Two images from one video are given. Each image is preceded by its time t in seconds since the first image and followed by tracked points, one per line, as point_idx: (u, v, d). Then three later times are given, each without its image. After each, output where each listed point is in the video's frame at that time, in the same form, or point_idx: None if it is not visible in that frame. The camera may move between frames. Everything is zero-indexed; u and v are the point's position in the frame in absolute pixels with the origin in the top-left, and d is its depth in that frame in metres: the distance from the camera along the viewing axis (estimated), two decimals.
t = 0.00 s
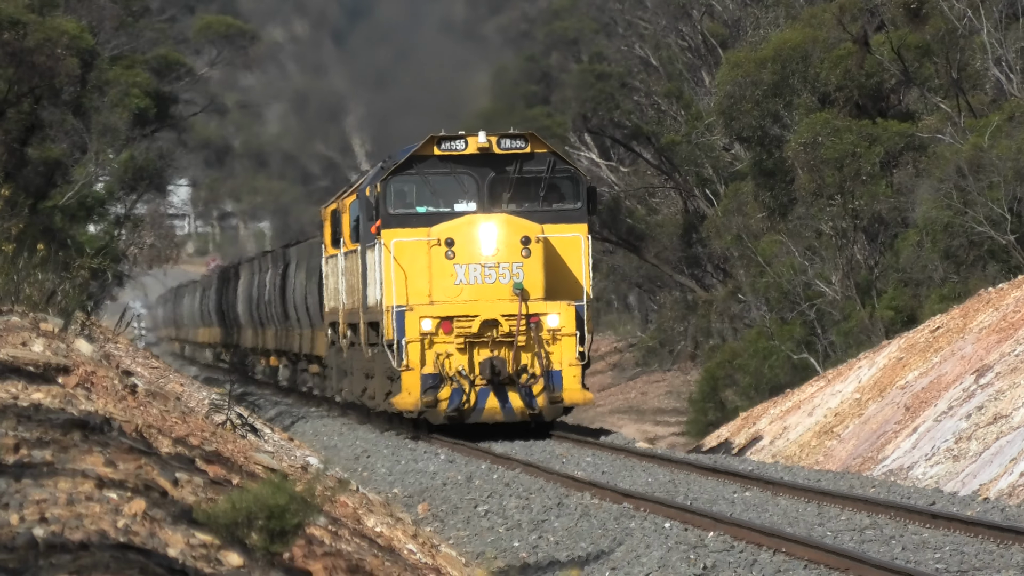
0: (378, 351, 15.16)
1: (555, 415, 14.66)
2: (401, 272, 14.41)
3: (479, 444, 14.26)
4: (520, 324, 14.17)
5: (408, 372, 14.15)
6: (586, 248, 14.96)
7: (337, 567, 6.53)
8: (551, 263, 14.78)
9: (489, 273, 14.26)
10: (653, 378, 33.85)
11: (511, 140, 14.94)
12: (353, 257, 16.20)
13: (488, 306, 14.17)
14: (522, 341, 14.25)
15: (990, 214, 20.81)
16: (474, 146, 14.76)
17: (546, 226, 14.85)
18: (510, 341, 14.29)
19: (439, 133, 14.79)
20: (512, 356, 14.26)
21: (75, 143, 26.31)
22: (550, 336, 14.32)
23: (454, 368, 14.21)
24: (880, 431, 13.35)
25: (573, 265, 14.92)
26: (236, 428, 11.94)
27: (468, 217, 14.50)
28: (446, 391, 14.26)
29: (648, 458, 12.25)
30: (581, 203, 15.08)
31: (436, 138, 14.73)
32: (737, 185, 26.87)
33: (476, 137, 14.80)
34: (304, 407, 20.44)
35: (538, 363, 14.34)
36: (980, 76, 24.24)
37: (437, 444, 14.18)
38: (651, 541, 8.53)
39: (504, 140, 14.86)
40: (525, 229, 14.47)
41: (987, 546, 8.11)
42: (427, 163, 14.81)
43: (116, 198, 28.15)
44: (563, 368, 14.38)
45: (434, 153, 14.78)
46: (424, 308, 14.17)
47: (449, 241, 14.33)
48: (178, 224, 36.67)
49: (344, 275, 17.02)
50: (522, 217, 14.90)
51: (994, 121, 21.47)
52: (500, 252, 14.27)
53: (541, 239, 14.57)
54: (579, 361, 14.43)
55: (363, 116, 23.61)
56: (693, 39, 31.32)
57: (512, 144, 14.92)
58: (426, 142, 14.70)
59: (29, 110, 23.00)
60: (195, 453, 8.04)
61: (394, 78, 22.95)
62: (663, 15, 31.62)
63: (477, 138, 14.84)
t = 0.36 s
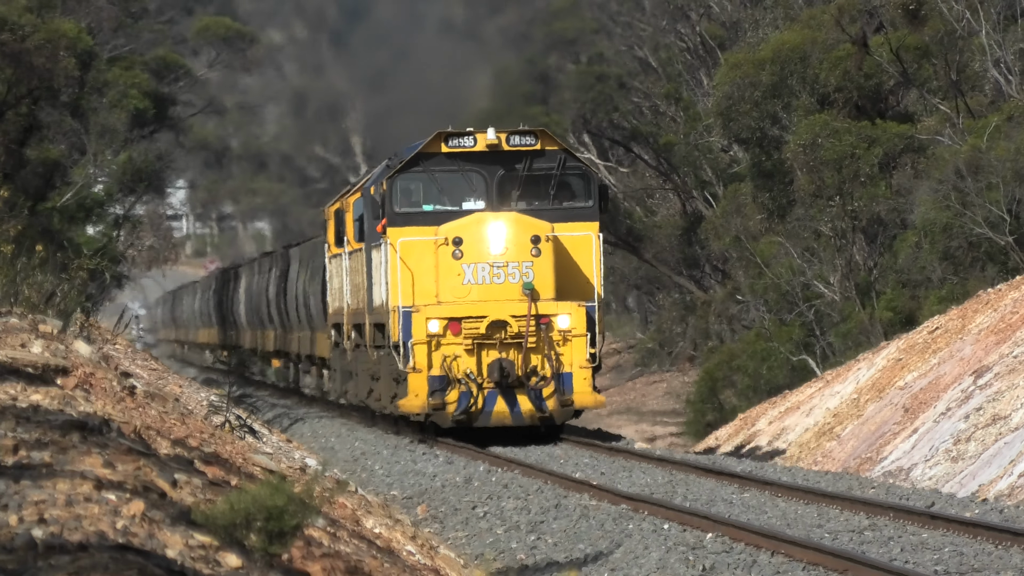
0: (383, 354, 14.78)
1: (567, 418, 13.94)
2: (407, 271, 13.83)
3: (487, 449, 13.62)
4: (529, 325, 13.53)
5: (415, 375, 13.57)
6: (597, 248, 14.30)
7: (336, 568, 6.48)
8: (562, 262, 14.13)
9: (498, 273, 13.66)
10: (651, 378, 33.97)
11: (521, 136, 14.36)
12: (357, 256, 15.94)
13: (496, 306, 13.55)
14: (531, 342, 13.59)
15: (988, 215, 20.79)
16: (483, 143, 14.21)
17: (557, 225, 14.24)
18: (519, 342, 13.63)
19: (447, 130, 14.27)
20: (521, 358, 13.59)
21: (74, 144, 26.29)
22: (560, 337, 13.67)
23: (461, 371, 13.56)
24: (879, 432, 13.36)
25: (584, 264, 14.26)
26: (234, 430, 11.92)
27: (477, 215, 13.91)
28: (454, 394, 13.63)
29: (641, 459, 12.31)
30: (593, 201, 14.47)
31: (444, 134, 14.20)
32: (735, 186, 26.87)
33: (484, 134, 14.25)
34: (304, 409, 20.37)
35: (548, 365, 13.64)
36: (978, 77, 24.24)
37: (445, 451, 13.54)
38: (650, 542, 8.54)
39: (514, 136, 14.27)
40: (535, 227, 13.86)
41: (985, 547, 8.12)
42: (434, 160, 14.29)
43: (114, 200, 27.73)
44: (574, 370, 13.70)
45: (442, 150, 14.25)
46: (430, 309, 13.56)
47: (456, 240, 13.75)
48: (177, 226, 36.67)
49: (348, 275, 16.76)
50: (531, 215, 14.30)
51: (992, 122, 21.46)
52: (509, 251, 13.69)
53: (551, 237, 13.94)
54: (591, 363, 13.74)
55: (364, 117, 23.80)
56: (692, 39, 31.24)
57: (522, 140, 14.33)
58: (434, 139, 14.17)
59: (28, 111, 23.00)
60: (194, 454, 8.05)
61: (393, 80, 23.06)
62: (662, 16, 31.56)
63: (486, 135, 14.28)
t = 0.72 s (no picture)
0: (390, 354, 14.50)
1: (578, 420, 13.73)
2: (415, 270, 13.64)
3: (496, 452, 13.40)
4: (540, 325, 13.31)
5: (423, 375, 13.29)
6: (609, 245, 14.12)
7: (335, 568, 6.48)
8: (573, 260, 13.96)
9: (507, 271, 13.49)
10: (650, 378, 34.07)
11: (530, 130, 14.08)
12: (362, 255, 15.73)
13: (506, 305, 13.33)
14: (542, 342, 13.37)
15: (987, 215, 20.79)
16: (491, 138, 13.97)
17: (567, 222, 14.04)
18: (529, 342, 13.42)
19: (454, 124, 13.98)
20: (531, 359, 13.35)
21: (73, 143, 26.27)
22: (572, 336, 13.44)
23: (470, 371, 13.33)
24: (878, 431, 13.36)
25: (596, 262, 14.10)
26: (233, 429, 11.92)
27: (486, 212, 13.71)
28: (462, 395, 13.39)
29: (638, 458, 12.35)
30: (604, 197, 14.28)
31: (451, 129, 13.92)
32: (735, 186, 26.91)
33: (493, 129, 13.99)
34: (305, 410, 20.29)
35: (559, 366, 13.40)
36: (977, 78, 24.15)
37: (455, 453, 13.32)
38: (649, 542, 8.54)
39: (523, 131, 14.00)
40: (545, 223, 13.66)
41: (985, 547, 8.13)
42: (442, 155, 13.99)
43: (112, 199, 27.70)
44: (586, 370, 13.47)
45: (449, 145, 13.96)
46: (438, 308, 13.30)
47: (465, 237, 13.56)
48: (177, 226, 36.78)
49: (353, 273, 16.58)
50: (542, 212, 14.09)
51: (992, 121, 21.45)
52: (519, 249, 13.52)
53: (563, 234, 13.73)
54: (603, 363, 13.51)
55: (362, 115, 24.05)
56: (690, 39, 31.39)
57: (531, 135, 14.06)
58: (441, 134, 13.88)
59: (28, 110, 22.99)
60: (193, 454, 8.07)
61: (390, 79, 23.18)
62: (661, 16, 31.62)
63: (495, 129, 14.03)
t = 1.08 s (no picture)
0: (398, 353, 14.17)
1: (592, 421, 13.36)
2: (424, 266, 13.27)
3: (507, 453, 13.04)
4: (552, 324, 12.91)
5: (433, 375, 12.96)
6: (624, 243, 13.71)
7: (335, 567, 6.48)
8: (587, 256, 13.54)
9: (519, 268, 13.08)
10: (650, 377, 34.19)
11: (543, 124, 13.82)
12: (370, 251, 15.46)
13: (518, 303, 12.95)
14: (554, 341, 12.97)
15: (987, 214, 20.77)
16: (503, 131, 13.66)
17: (581, 218, 13.69)
18: (542, 341, 13.02)
19: (465, 117, 13.72)
20: (544, 358, 12.98)
21: (73, 142, 26.24)
22: (585, 336, 13.05)
23: (481, 370, 12.97)
24: (878, 430, 13.36)
25: (610, 259, 13.67)
26: (233, 428, 11.92)
27: (498, 208, 13.31)
28: (473, 395, 13.05)
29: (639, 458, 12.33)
30: (618, 193, 13.94)
31: (463, 122, 13.67)
32: (735, 184, 26.95)
33: (505, 122, 13.69)
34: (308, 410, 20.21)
35: (572, 365, 13.02)
36: (977, 76, 24.18)
37: (465, 455, 13.01)
38: (649, 541, 8.54)
39: (536, 124, 13.73)
40: (558, 219, 13.24)
41: (985, 545, 8.15)
42: (452, 149, 13.72)
43: (112, 197, 27.85)
44: (599, 370, 13.09)
45: (460, 138, 13.70)
46: (449, 307, 12.97)
47: (476, 233, 13.16)
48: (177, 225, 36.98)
49: (360, 270, 16.39)
50: (554, 207, 13.78)
51: (992, 120, 21.44)
52: (531, 245, 13.10)
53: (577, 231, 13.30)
54: (617, 362, 13.12)
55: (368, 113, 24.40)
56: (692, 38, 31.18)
57: (544, 129, 13.79)
58: (452, 127, 13.62)
59: (28, 110, 22.97)
60: (193, 453, 8.08)
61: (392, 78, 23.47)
62: (660, 15, 31.65)
63: (507, 122, 13.72)
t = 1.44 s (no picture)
0: (405, 356, 13.92)
1: (604, 426, 13.03)
2: (433, 268, 12.92)
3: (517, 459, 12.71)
4: (564, 327, 12.59)
5: (441, 379, 12.65)
6: (638, 243, 13.33)
7: (334, 569, 6.48)
8: (599, 257, 13.16)
9: (530, 270, 12.75)
10: (648, 379, 34.28)
11: (555, 122, 13.42)
12: (375, 252, 15.17)
13: (528, 306, 12.63)
14: (566, 344, 12.66)
15: (986, 216, 20.79)
16: (514, 129, 13.24)
17: (594, 218, 13.29)
18: (553, 345, 12.70)
19: (475, 115, 13.29)
20: (555, 362, 12.66)
21: (73, 145, 26.19)
22: (597, 339, 12.72)
23: (490, 374, 12.66)
24: (876, 433, 13.36)
25: (623, 260, 13.31)
26: (232, 431, 11.91)
27: (508, 207, 12.96)
28: (482, 399, 12.73)
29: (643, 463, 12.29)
30: (632, 192, 13.54)
31: (472, 120, 13.24)
32: (734, 186, 26.97)
33: (515, 120, 13.28)
34: (310, 414, 20.16)
35: (584, 369, 12.70)
36: (976, 79, 23.64)
37: (474, 459, 12.78)
38: (648, 543, 8.55)
39: (547, 122, 13.34)
40: (570, 219, 12.89)
41: (984, 548, 8.17)
42: (462, 148, 13.29)
43: (112, 199, 27.43)
44: (612, 374, 12.76)
45: (470, 137, 13.26)
46: (457, 308, 12.66)
47: (485, 234, 12.84)
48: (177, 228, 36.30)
49: (365, 272, 16.03)
50: (567, 207, 13.38)
51: (990, 123, 21.32)
52: (542, 246, 12.77)
53: (589, 231, 12.95)
54: (630, 367, 12.78)
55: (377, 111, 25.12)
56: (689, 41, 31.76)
57: (556, 126, 13.39)
58: (461, 125, 13.19)
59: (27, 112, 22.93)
60: (192, 455, 8.12)
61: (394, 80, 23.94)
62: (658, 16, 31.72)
63: (517, 120, 13.32)
